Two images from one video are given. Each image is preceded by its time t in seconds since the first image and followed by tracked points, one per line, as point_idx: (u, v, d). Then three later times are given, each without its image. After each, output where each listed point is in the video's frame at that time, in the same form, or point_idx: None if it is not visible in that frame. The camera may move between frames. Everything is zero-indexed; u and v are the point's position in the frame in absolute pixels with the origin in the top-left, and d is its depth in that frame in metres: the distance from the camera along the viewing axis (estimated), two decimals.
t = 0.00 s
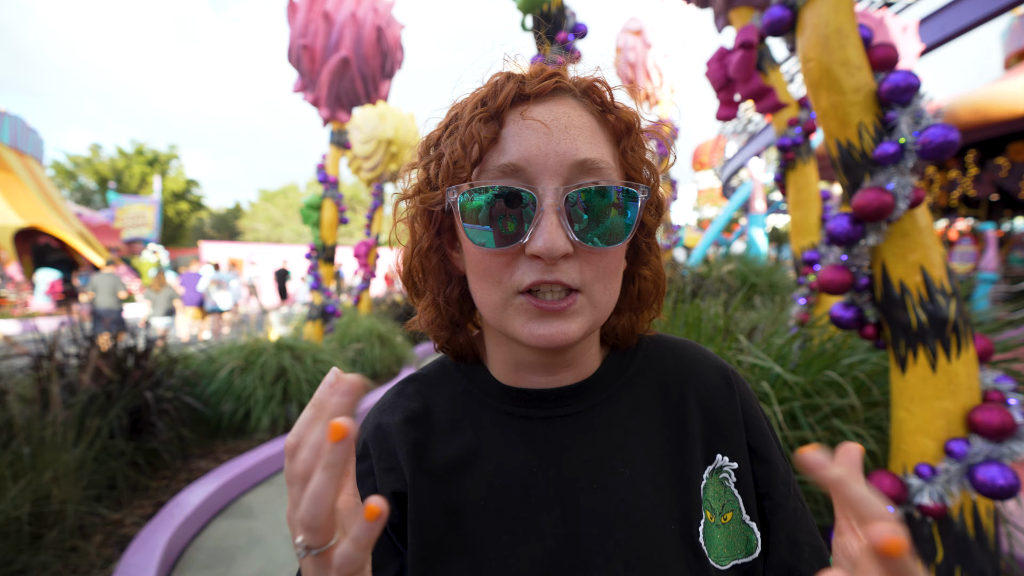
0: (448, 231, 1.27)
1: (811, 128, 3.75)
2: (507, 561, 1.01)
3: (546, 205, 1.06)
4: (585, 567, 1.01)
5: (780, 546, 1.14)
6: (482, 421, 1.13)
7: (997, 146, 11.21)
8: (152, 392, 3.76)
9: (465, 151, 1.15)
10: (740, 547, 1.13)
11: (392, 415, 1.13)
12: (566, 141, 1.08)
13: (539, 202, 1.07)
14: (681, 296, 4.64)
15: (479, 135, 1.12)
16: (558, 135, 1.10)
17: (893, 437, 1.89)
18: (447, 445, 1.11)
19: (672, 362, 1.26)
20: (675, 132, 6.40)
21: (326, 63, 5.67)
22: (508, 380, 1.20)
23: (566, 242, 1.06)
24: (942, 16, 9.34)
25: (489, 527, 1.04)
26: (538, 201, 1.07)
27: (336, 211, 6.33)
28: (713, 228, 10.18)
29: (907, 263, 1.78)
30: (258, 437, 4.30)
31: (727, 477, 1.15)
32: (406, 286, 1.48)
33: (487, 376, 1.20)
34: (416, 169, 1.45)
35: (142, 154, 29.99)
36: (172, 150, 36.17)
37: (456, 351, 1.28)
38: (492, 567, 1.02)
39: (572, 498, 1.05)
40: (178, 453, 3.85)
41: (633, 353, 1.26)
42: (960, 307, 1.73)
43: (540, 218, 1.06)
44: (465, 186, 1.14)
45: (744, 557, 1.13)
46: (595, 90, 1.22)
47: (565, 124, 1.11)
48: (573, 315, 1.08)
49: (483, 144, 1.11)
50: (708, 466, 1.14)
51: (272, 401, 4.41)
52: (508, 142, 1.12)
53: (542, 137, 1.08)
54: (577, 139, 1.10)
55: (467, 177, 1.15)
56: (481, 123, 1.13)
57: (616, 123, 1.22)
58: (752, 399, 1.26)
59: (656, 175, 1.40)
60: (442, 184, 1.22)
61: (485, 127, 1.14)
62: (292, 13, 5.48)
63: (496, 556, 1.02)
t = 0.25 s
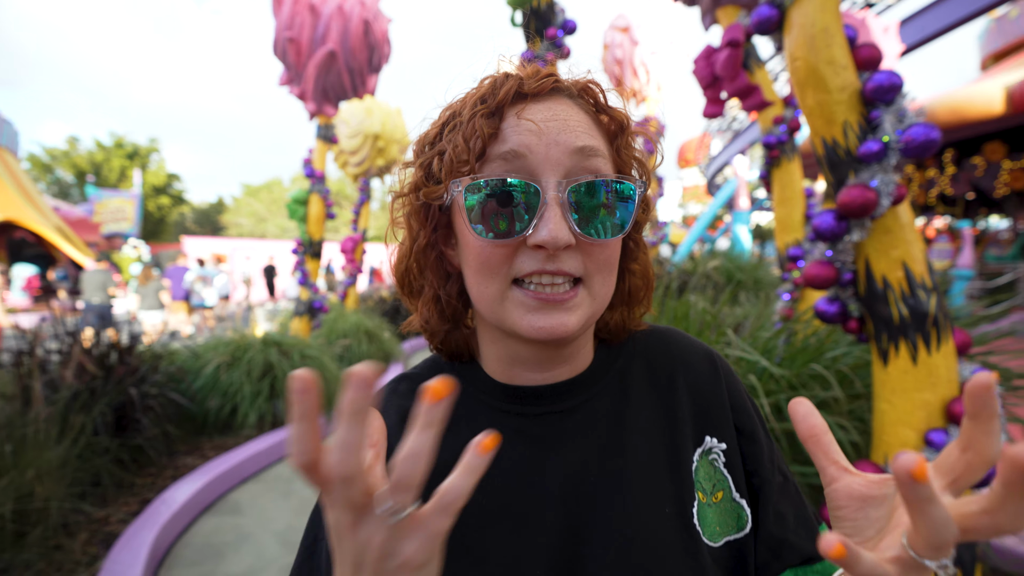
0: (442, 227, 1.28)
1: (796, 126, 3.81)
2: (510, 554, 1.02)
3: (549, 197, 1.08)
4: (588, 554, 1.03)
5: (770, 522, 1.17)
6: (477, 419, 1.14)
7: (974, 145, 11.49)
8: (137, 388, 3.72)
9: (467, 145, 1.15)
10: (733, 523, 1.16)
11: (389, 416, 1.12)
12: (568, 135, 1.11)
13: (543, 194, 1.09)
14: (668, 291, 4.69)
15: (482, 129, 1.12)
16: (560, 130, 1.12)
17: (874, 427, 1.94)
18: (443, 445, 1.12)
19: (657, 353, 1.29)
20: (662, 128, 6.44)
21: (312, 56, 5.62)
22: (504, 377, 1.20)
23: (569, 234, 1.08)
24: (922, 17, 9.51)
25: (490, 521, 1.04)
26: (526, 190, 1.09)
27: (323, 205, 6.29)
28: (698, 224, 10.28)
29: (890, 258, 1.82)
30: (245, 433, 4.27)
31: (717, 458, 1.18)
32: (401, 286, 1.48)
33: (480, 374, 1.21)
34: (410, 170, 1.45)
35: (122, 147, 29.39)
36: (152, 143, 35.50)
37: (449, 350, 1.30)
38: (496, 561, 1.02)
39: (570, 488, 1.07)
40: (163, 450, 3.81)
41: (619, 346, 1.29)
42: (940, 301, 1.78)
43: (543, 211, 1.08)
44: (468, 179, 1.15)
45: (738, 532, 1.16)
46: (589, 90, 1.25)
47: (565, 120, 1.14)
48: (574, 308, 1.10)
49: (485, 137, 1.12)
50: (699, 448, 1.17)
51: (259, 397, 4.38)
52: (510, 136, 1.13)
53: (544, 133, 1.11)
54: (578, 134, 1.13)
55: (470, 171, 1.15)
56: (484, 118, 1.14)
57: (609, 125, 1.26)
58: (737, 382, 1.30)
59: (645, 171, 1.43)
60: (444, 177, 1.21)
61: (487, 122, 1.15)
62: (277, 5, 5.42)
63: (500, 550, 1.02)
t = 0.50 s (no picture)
0: (421, 214, 1.27)
1: (785, 126, 3.84)
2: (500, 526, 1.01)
3: (532, 182, 1.10)
4: (577, 521, 1.05)
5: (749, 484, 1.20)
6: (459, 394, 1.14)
7: (957, 146, 11.69)
8: (124, 386, 3.67)
9: (447, 131, 1.13)
10: (717, 485, 1.18)
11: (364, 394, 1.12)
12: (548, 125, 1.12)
13: (527, 179, 1.10)
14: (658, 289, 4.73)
15: (464, 117, 1.11)
16: (541, 119, 1.13)
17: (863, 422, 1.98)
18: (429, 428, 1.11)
19: (634, 328, 1.32)
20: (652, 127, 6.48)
21: (302, 52, 5.58)
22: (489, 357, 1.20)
23: (552, 220, 1.10)
24: (908, 20, 9.64)
25: (479, 496, 1.03)
26: (497, 172, 1.09)
27: (313, 202, 6.24)
28: (687, 223, 10.36)
29: (877, 256, 1.86)
30: (234, 431, 4.25)
31: (695, 423, 1.21)
32: (374, 274, 1.45)
33: (456, 352, 1.21)
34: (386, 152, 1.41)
35: (106, 142, 28.91)
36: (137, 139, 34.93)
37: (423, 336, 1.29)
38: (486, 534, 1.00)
39: (557, 463, 1.08)
40: (151, 448, 3.77)
41: (597, 321, 1.31)
42: (926, 298, 1.81)
43: (529, 196, 1.09)
44: (453, 166, 1.13)
45: (722, 496, 1.18)
46: (564, 80, 1.26)
47: (545, 110, 1.15)
48: (559, 289, 1.12)
49: (468, 125, 1.11)
50: (678, 415, 1.19)
51: (248, 394, 4.34)
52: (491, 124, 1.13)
53: (523, 121, 1.12)
54: (555, 122, 1.14)
55: (455, 157, 1.13)
56: (467, 105, 1.13)
57: (582, 113, 1.29)
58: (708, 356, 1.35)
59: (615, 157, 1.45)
60: (427, 165, 1.18)
61: (470, 110, 1.14)
62: None
63: (490, 521, 1.02)
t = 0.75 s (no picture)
0: (419, 219, 1.27)
1: (773, 125, 3.88)
2: (483, 536, 1.05)
3: (522, 177, 1.08)
4: (562, 539, 1.07)
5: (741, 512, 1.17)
6: (455, 400, 1.15)
7: (940, 147, 11.87)
8: (109, 384, 3.62)
9: (430, 134, 1.15)
10: (708, 512, 1.16)
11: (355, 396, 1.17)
12: (535, 112, 1.10)
13: (516, 175, 1.08)
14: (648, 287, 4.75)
15: (442, 115, 1.13)
16: (528, 106, 1.11)
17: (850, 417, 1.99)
18: (422, 428, 1.13)
19: (642, 345, 1.28)
20: (642, 126, 6.50)
21: (291, 46, 5.53)
22: (485, 359, 1.21)
23: (546, 214, 1.08)
24: (894, 21, 9.77)
25: (464, 503, 1.08)
26: (501, 169, 1.08)
27: (301, 198, 6.19)
28: (677, 221, 10.42)
29: (864, 255, 1.88)
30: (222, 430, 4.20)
31: (693, 446, 1.18)
32: (378, 284, 1.45)
33: (459, 358, 1.21)
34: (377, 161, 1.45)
35: (88, 136, 28.42)
36: (120, 133, 34.38)
37: (425, 338, 1.27)
38: (469, 540, 1.05)
39: (548, 475, 1.09)
40: (137, 447, 3.72)
41: (604, 331, 1.29)
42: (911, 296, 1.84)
43: (518, 191, 1.07)
44: (436, 166, 1.14)
45: (711, 523, 1.16)
46: (551, 59, 1.23)
47: (530, 95, 1.13)
48: (559, 295, 1.12)
49: (447, 123, 1.12)
50: (678, 436, 1.17)
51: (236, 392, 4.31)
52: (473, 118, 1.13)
53: (506, 110, 1.10)
54: (544, 109, 1.12)
55: (437, 158, 1.15)
56: (445, 102, 1.14)
57: (577, 92, 1.25)
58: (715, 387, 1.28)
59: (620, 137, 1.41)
60: (411, 169, 1.21)
61: (449, 105, 1.15)
62: None
63: (472, 531, 1.06)
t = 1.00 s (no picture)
0: (422, 211, 1.31)
1: (764, 124, 3.90)
2: (473, 537, 1.05)
3: (518, 167, 1.07)
4: (554, 548, 1.05)
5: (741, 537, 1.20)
6: (458, 391, 1.16)
7: (926, 147, 12.03)
8: (97, 383, 3.59)
9: (423, 124, 1.18)
10: (708, 538, 1.17)
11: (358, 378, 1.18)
12: (529, 93, 1.09)
13: (512, 165, 1.08)
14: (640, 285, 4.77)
15: (436, 104, 1.14)
16: (523, 87, 1.10)
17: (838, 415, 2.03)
18: (421, 416, 1.15)
19: (657, 353, 1.28)
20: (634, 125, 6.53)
21: (281, 42, 5.50)
22: (491, 353, 1.22)
23: (546, 206, 1.07)
24: (881, 22, 9.88)
25: (456, 497, 1.08)
26: (478, 159, 1.10)
27: (292, 196, 6.15)
28: (668, 220, 10.47)
29: (854, 253, 1.90)
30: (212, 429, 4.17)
31: (702, 470, 1.17)
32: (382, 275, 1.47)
33: (466, 349, 1.22)
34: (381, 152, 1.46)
35: (74, 133, 28.04)
36: (107, 130, 33.94)
37: (432, 330, 1.28)
38: (458, 537, 1.05)
39: (544, 475, 1.09)
40: (126, 447, 3.69)
41: (619, 337, 1.29)
42: (900, 294, 1.85)
43: (513, 182, 1.07)
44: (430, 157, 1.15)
45: (712, 552, 1.18)
46: (554, 36, 1.21)
47: (526, 75, 1.11)
48: (564, 286, 1.11)
49: (441, 111, 1.14)
50: (688, 455, 1.16)
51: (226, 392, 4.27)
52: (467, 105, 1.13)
53: (500, 95, 1.09)
54: (540, 90, 1.10)
55: (432, 148, 1.18)
56: (436, 89, 1.15)
57: (584, 68, 1.22)
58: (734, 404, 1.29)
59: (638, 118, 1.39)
60: (406, 160, 1.26)
61: (441, 92, 1.16)
62: None
63: (462, 531, 1.05)
